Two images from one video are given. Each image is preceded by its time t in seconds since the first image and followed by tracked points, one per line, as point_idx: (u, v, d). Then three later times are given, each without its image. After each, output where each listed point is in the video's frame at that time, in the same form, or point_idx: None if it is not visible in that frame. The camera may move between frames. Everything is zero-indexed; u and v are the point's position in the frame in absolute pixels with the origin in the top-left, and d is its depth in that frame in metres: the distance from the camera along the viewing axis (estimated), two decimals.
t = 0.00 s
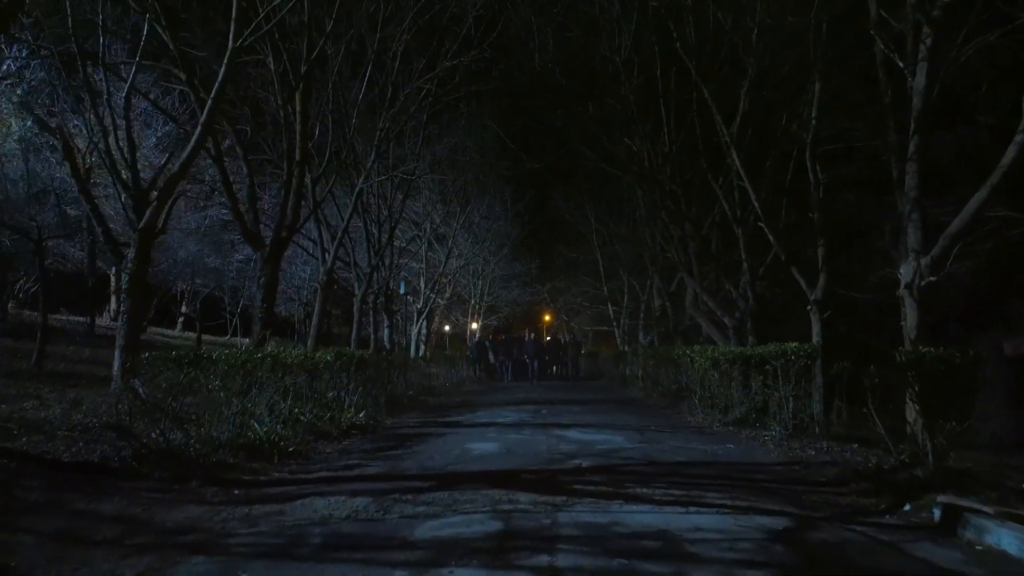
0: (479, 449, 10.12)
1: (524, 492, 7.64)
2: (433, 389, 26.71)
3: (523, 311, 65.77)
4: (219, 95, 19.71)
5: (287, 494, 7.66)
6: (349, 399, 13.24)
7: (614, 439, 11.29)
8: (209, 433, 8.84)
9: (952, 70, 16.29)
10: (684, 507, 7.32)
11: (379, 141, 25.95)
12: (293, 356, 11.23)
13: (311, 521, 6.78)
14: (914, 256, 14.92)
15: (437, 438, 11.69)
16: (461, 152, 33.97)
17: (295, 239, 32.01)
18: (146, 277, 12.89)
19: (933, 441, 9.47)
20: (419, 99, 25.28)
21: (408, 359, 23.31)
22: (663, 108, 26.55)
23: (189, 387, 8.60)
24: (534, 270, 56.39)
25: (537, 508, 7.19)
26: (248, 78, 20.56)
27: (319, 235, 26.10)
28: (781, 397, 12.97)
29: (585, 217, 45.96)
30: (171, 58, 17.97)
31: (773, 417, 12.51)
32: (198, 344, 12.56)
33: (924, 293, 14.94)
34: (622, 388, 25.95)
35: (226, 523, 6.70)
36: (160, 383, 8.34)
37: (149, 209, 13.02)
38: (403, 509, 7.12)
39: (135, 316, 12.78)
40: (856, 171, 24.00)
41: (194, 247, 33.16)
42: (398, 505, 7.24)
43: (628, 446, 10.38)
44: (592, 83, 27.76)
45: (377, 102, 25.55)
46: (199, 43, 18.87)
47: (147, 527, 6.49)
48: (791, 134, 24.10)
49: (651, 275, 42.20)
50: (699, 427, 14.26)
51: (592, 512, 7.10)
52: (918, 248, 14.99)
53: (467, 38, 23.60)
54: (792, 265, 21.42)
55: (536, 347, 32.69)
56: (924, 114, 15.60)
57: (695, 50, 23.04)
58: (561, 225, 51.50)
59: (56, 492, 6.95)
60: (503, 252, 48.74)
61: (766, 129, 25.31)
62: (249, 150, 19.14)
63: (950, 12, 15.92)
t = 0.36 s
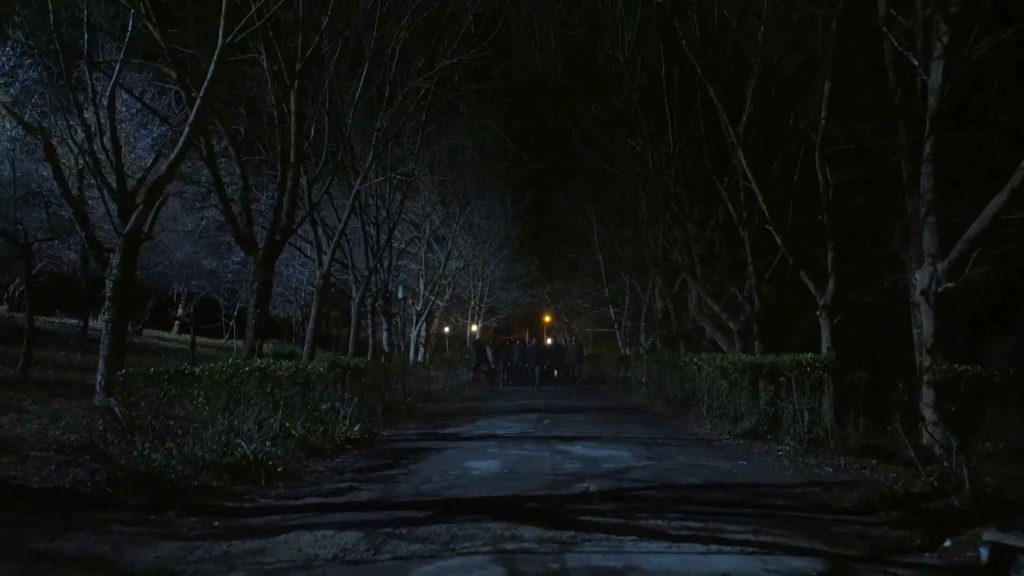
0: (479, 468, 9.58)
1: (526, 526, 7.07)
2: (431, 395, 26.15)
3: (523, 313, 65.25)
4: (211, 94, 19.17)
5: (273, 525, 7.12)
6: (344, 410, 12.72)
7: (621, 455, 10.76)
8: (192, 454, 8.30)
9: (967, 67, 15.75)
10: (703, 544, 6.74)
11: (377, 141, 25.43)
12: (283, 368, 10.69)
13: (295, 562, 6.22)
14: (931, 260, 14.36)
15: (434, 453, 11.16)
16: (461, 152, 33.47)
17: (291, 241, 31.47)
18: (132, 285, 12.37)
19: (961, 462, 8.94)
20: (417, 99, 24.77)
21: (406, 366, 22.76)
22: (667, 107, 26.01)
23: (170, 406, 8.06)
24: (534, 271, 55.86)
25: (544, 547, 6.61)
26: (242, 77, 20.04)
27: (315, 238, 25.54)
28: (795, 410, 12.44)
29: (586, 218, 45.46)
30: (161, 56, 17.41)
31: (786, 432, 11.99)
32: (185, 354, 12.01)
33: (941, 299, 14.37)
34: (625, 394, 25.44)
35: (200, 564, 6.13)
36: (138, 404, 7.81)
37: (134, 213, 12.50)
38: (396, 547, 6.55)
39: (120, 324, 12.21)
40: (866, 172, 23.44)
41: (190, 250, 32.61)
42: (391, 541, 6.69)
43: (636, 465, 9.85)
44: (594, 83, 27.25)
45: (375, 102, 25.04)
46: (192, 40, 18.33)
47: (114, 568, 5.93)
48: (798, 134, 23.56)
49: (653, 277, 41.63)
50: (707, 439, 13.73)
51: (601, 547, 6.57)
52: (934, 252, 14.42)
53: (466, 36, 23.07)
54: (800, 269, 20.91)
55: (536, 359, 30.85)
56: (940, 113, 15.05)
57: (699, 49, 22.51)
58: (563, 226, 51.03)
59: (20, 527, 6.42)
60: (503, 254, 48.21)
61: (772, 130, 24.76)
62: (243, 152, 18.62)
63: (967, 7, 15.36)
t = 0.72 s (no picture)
0: (480, 490, 9.06)
1: (532, 563, 6.54)
2: (430, 401, 25.61)
3: (523, 314, 64.70)
4: (204, 94, 18.63)
5: (258, 561, 6.59)
6: (338, 423, 12.18)
7: (628, 474, 10.22)
8: (175, 477, 7.79)
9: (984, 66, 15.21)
10: None
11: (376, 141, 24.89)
12: (273, 383, 10.17)
13: None
14: (948, 266, 13.81)
15: (433, 470, 10.62)
16: (460, 152, 32.93)
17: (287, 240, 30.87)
18: (116, 292, 11.83)
19: (992, 483, 8.41)
20: (415, 98, 24.23)
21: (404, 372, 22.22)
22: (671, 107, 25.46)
23: (149, 427, 7.53)
24: (535, 272, 55.29)
25: None
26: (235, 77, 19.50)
27: (311, 240, 24.99)
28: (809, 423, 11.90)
29: (587, 219, 44.95)
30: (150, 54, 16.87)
31: (801, 447, 11.46)
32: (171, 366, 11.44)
33: (958, 306, 13.82)
34: (628, 401, 24.87)
35: None
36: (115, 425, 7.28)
37: (117, 217, 11.92)
38: None
39: (102, 335, 11.63)
40: (875, 173, 22.89)
41: (186, 252, 32.01)
42: None
43: (646, 486, 9.30)
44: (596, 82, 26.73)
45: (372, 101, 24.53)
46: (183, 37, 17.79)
47: None
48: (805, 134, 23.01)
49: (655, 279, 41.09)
50: (717, 453, 13.18)
51: None
52: (951, 257, 13.87)
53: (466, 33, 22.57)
54: (809, 273, 20.37)
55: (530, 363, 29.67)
56: (956, 113, 14.52)
57: (704, 47, 21.97)
58: (563, 227, 50.52)
59: None
60: (503, 255, 47.66)
61: (779, 130, 24.20)
62: (236, 152, 18.10)
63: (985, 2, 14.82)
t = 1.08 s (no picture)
0: (479, 513, 8.54)
1: None
2: (428, 407, 25.06)
3: (523, 316, 64.12)
4: (196, 92, 18.12)
5: None
6: (332, 437, 11.65)
7: (636, 493, 9.70)
8: (154, 500, 7.34)
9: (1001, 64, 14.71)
10: None
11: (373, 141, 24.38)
12: (262, 397, 9.66)
13: None
14: (966, 271, 13.28)
15: (430, 488, 10.09)
16: (460, 153, 32.41)
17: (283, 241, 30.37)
18: (99, 300, 11.29)
19: None
20: (413, 97, 23.72)
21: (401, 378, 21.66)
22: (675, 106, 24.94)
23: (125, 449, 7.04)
24: (535, 274, 54.73)
25: None
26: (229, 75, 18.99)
27: (307, 242, 24.46)
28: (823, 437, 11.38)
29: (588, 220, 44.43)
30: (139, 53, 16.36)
31: (816, 463, 10.94)
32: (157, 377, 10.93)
33: (977, 313, 13.29)
34: (631, 406, 24.33)
35: None
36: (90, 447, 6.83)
37: (101, 221, 11.40)
38: None
39: (84, 344, 11.11)
40: (884, 175, 22.37)
41: (184, 253, 31.55)
42: None
43: (654, 508, 8.80)
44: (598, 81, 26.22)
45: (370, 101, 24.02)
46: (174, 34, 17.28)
47: None
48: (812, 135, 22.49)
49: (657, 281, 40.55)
50: (727, 466, 12.64)
51: None
52: (969, 262, 13.33)
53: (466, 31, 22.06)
54: (818, 277, 19.86)
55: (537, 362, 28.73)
56: (974, 113, 14.00)
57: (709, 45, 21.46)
58: (565, 227, 49.99)
59: None
60: (503, 256, 47.14)
61: (785, 130, 23.68)
62: (228, 153, 17.58)
63: None
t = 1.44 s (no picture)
0: (478, 540, 7.99)
1: None
2: (427, 413, 24.53)
3: (523, 317, 63.61)
4: (188, 91, 17.61)
5: None
6: (324, 452, 11.11)
7: (645, 515, 9.15)
8: (129, 527, 6.80)
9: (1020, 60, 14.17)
10: None
11: (371, 141, 23.84)
12: (248, 414, 9.15)
13: None
14: (987, 276, 12.74)
15: (428, 508, 9.56)
16: (459, 153, 31.88)
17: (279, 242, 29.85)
18: (81, 308, 10.76)
19: None
20: (411, 96, 23.20)
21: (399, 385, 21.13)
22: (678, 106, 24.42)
23: (95, 474, 6.55)
24: (535, 275, 54.18)
25: None
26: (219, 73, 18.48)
27: (302, 244, 23.94)
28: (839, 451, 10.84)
29: (589, 220, 43.93)
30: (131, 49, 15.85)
31: (833, 480, 10.39)
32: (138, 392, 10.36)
33: (997, 320, 12.75)
34: (634, 412, 23.78)
35: None
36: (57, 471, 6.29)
37: (82, 227, 10.84)
38: None
39: (63, 357, 10.55)
40: (893, 176, 21.83)
41: (181, 255, 31.07)
42: None
43: (665, 533, 8.29)
44: (600, 80, 25.68)
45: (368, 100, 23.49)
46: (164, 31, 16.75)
47: None
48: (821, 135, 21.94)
49: (659, 283, 39.98)
50: (737, 481, 12.10)
51: None
52: (988, 267, 12.79)
53: (465, 28, 21.52)
54: (827, 281, 19.33)
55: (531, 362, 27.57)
56: (993, 111, 13.47)
57: (715, 42, 20.95)
58: (566, 228, 49.48)
59: None
60: (503, 257, 46.62)
61: (792, 130, 23.17)
62: (221, 154, 17.04)
63: None
